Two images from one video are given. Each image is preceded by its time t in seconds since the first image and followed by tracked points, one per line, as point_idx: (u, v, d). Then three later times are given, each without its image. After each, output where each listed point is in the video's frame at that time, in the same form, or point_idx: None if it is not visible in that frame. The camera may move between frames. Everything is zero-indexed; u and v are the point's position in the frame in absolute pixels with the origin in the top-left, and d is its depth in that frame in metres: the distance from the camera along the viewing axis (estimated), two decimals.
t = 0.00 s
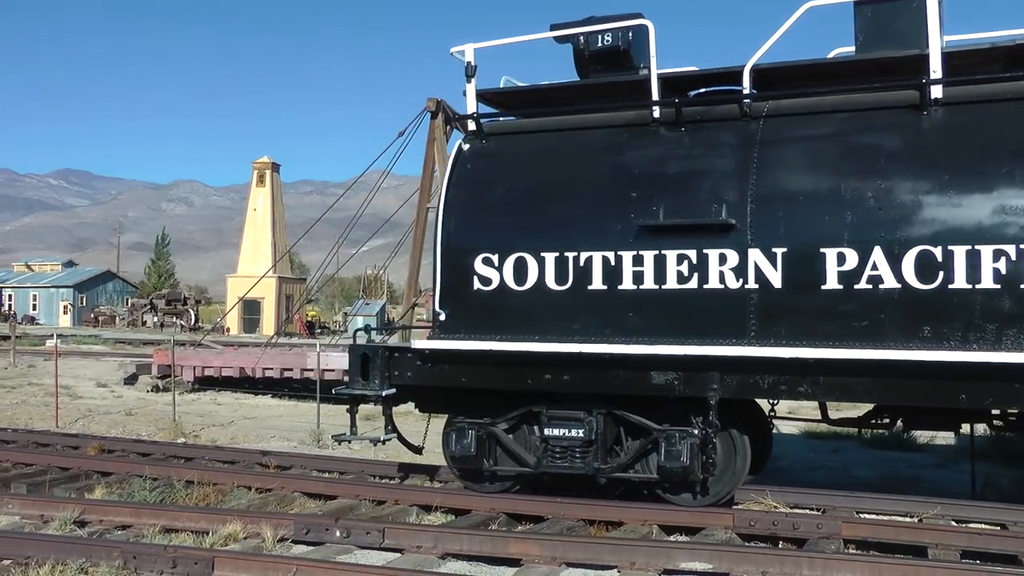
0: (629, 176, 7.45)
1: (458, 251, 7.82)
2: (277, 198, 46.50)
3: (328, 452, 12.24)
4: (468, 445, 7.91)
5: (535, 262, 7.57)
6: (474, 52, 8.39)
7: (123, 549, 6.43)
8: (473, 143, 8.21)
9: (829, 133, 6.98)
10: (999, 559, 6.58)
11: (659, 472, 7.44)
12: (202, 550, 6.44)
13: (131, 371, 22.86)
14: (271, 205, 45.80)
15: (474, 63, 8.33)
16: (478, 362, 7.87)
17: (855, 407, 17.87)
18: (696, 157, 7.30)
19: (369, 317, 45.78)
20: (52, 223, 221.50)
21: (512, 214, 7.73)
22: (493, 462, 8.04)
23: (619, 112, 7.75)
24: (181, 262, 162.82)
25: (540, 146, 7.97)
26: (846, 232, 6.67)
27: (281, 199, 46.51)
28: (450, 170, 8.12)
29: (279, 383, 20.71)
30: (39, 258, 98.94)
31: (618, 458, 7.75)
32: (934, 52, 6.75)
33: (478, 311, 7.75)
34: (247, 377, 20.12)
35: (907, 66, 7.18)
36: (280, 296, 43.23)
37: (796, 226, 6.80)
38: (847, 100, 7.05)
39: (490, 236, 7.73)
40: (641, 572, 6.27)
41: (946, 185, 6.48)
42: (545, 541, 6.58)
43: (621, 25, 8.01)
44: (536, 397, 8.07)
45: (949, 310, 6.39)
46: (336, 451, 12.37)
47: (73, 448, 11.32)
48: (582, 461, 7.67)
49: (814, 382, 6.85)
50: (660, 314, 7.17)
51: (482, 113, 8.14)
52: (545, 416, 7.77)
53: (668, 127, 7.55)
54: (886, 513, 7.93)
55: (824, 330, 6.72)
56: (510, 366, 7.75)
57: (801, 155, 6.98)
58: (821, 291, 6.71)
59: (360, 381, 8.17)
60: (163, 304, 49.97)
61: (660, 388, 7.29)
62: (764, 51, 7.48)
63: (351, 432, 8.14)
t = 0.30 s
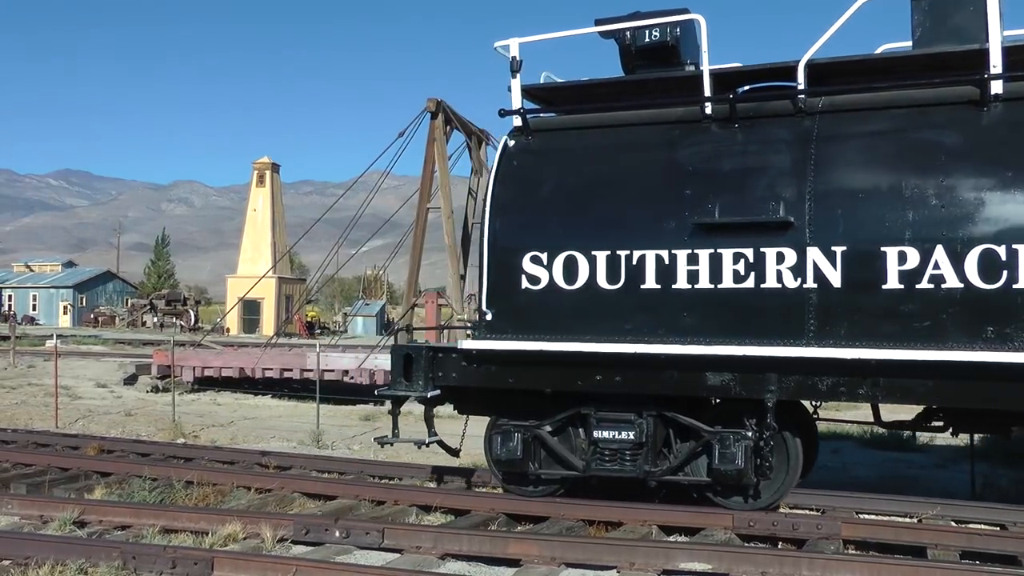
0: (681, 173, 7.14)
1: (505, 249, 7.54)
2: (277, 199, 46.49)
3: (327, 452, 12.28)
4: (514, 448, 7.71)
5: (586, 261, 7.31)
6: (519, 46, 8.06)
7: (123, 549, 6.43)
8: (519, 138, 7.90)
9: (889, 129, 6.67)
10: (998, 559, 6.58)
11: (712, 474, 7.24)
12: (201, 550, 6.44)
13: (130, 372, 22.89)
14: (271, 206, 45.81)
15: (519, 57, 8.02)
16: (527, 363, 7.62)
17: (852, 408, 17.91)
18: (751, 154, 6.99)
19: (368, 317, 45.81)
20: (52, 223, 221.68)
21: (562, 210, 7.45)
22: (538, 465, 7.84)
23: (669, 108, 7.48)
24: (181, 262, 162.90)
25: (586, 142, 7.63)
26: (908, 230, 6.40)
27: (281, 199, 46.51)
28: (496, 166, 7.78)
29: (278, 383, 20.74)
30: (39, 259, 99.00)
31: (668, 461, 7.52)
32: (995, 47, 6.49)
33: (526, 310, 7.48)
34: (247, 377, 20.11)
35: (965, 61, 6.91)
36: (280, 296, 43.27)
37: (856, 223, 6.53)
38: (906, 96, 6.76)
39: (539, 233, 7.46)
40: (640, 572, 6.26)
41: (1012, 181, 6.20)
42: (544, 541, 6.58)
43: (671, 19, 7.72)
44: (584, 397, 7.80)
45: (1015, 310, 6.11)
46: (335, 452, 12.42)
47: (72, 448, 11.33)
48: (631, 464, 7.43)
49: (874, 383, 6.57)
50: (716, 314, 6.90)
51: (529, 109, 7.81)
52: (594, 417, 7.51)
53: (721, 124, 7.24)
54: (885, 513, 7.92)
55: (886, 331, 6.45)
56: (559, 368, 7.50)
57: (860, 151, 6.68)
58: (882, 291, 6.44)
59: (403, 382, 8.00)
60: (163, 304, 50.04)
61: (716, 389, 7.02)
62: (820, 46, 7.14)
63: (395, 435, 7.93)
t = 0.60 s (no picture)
0: (737, 170, 6.93)
1: (556, 248, 7.31)
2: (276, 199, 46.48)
3: (327, 452, 12.32)
4: (563, 451, 7.51)
5: (639, 260, 7.09)
6: (566, 41, 7.79)
7: (122, 549, 6.43)
8: (566, 136, 7.62)
9: (950, 126, 6.47)
10: (998, 560, 6.58)
11: (769, 478, 7.06)
12: (201, 550, 6.44)
13: (130, 372, 22.91)
14: (271, 206, 45.83)
15: (566, 53, 7.75)
16: (576, 365, 7.39)
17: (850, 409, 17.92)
18: (808, 150, 6.78)
19: (368, 318, 45.76)
20: (52, 224, 221.69)
21: (613, 207, 7.23)
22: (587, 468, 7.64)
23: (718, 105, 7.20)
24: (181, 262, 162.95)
25: (635, 138, 7.39)
26: (971, 229, 6.24)
27: (281, 200, 46.52)
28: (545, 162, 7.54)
29: (278, 383, 20.77)
30: (39, 259, 99.05)
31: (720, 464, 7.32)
32: None
33: (577, 311, 7.26)
34: (246, 377, 20.10)
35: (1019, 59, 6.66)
36: (280, 296, 43.28)
37: (918, 221, 6.35)
38: (967, 91, 6.52)
39: (590, 231, 7.24)
40: (640, 572, 6.26)
41: None
42: (543, 541, 6.59)
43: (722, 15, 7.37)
44: (635, 399, 7.63)
45: None
46: (334, 452, 12.46)
47: (72, 448, 11.34)
48: (684, 467, 7.26)
49: (936, 386, 6.39)
50: (775, 314, 6.70)
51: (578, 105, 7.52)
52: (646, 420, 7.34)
53: (774, 120, 7.00)
54: (885, 513, 7.90)
55: (948, 331, 6.28)
56: (610, 369, 7.27)
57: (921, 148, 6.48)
58: (945, 291, 6.27)
59: (449, 384, 7.77)
60: (162, 304, 50.03)
61: (774, 391, 6.81)
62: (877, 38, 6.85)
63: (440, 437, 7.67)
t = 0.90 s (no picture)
0: (795, 165, 6.69)
1: (609, 245, 7.05)
2: (276, 199, 46.45)
3: (326, 452, 12.32)
4: (615, 454, 7.28)
5: (695, 258, 6.84)
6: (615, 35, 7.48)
7: (122, 549, 6.43)
8: (616, 131, 7.35)
9: (1016, 121, 6.21)
10: (997, 559, 6.58)
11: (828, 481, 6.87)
12: (201, 550, 6.44)
13: (130, 372, 22.90)
14: (271, 205, 45.83)
15: (615, 47, 7.47)
16: (629, 366, 7.16)
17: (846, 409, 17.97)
18: (868, 146, 6.54)
19: (368, 317, 45.75)
20: (52, 224, 221.75)
21: (668, 202, 6.96)
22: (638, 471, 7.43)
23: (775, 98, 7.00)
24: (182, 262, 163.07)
25: (687, 136, 7.14)
26: None
27: (281, 200, 46.52)
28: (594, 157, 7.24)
29: (278, 382, 20.77)
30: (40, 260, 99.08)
31: (776, 467, 7.11)
32: None
33: (631, 311, 7.00)
34: (246, 377, 20.10)
35: None
36: (280, 296, 43.29)
37: (984, 219, 6.10)
38: None
39: (643, 228, 6.96)
40: (640, 572, 6.27)
41: None
42: (543, 541, 6.58)
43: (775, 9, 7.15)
44: (688, 402, 7.43)
45: None
46: (334, 452, 12.46)
47: (72, 448, 11.34)
48: (740, 469, 7.05)
49: (1001, 388, 6.18)
50: (837, 313, 6.46)
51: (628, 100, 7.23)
52: (701, 421, 7.11)
53: (831, 116, 6.76)
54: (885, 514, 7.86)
55: (1016, 330, 6.03)
56: (665, 370, 7.05)
57: (985, 144, 6.23)
58: (1011, 290, 6.02)
59: (498, 385, 7.53)
60: (162, 304, 50.05)
61: (834, 393, 6.60)
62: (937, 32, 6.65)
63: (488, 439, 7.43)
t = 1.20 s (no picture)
0: (856, 163, 6.62)
1: (664, 245, 7.04)
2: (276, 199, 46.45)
3: (326, 453, 12.33)
4: (670, 457, 7.21)
5: (754, 257, 6.82)
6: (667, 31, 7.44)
7: (122, 550, 6.43)
8: (668, 128, 7.24)
9: None
10: (997, 560, 6.59)
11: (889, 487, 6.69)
12: (201, 551, 6.44)
13: (130, 372, 22.93)
14: (270, 206, 45.83)
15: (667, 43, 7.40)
16: (687, 367, 7.10)
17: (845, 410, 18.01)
18: (930, 143, 6.46)
19: (368, 318, 45.71)
20: (52, 224, 221.85)
21: (726, 202, 6.95)
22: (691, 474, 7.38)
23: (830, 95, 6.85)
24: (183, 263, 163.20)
25: (741, 131, 7.05)
26: None
27: (281, 200, 46.52)
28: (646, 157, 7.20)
29: (278, 383, 20.79)
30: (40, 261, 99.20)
31: (834, 472, 6.99)
32: None
33: (689, 311, 6.99)
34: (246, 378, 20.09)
35: None
36: (280, 297, 43.30)
37: None
38: None
39: (701, 228, 6.97)
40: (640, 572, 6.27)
41: None
42: (543, 542, 6.58)
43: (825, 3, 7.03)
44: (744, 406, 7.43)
45: None
46: (334, 452, 12.48)
47: (72, 448, 11.35)
48: (798, 474, 6.96)
49: None
50: (900, 314, 6.40)
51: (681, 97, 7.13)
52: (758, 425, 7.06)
53: (891, 112, 6.65)
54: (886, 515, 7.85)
55: None
56: (724, 372, 6.98)
57: None
58: None
59: (550, 387, 7.48)
60: (162, 304, 50.04)
61: (897, 396, 6.47)
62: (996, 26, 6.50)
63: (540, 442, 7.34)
